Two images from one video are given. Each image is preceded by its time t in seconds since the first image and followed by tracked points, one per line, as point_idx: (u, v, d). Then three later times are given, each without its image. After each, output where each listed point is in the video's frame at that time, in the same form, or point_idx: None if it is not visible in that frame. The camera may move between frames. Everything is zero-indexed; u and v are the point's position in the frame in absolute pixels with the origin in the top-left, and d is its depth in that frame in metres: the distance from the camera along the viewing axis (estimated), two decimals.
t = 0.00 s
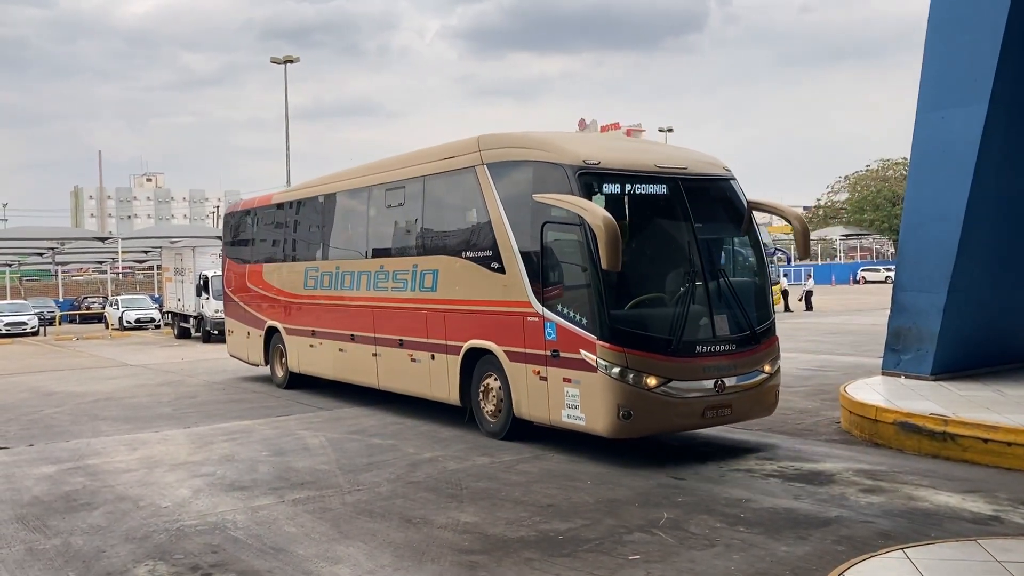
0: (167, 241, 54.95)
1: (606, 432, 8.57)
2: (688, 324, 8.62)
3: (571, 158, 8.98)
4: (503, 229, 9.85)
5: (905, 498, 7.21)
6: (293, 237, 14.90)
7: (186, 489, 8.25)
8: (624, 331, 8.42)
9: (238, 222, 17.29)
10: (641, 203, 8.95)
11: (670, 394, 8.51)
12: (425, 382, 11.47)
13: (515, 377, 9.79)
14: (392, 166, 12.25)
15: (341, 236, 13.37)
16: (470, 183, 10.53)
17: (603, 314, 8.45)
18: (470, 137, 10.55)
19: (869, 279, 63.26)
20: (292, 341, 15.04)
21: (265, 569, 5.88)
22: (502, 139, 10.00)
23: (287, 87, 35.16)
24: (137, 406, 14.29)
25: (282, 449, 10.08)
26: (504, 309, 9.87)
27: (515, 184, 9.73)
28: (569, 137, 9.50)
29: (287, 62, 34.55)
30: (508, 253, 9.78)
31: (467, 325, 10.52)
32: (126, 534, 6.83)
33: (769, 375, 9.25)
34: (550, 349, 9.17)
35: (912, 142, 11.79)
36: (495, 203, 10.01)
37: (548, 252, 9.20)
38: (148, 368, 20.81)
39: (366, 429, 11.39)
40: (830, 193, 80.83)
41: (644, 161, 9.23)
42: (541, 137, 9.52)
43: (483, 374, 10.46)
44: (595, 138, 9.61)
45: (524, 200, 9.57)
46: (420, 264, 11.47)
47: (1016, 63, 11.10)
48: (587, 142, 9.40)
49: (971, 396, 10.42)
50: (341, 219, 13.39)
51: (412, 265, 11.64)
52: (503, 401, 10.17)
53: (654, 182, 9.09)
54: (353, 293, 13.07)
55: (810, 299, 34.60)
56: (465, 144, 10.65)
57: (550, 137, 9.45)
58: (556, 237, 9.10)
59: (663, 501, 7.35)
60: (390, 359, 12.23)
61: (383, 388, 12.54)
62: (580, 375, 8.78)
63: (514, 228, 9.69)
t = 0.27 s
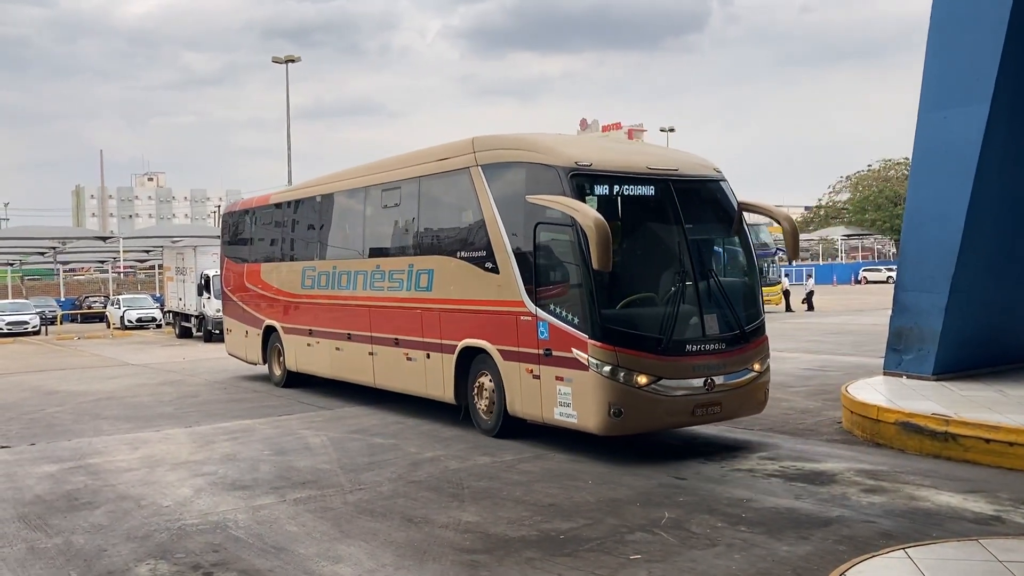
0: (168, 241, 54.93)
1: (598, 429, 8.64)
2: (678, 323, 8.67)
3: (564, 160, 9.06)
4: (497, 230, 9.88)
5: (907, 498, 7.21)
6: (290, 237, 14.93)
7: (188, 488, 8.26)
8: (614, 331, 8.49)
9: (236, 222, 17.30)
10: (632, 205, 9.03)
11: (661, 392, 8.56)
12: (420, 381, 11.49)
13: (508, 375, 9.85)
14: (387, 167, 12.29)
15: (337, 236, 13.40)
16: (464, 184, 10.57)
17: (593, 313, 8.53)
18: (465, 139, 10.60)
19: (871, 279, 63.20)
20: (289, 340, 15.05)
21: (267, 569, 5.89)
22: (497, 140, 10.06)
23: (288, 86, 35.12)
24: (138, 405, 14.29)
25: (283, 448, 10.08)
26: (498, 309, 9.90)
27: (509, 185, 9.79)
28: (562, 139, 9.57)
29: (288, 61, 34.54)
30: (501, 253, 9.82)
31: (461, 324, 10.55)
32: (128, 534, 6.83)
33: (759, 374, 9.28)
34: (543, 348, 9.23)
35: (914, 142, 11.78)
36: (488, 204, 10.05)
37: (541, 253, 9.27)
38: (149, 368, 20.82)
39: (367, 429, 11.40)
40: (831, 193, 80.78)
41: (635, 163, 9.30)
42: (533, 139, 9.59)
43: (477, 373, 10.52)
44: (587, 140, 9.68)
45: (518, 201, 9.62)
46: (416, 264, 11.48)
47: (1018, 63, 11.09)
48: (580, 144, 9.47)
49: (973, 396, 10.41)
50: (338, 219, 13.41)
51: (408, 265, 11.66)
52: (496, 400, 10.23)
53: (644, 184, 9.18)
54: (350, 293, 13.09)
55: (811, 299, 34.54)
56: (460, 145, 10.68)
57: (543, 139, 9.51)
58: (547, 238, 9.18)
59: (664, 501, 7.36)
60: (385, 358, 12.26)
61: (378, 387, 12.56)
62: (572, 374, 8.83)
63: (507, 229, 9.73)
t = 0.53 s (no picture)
0: (170, 240, 54.95)
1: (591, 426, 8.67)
2: (670, 321, 8.70)
3: (558, 162, 9.07)
4: (493, 230, 9.88)
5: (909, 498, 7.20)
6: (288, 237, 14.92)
7: (189, 488, 8.26)
8: (607, 329, 8.52)
9: (235, 222, 17.29)
10: (626, 205, 9.04)
11: (653, 390, 8.60)
12: (417, 380, 11.50)
13: (503, 373, 9.87)
14: (384, 169, 12.29)
15: (334, 236, 13.39)
16: (460, 185, 10.57)
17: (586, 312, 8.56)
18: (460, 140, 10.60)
19: (873, 278, 63.15)
20: (287, 339, 15.05)
21: (269, 568, 5.88)
22: (492, 141, 10.06)
23: (289, 86, 35.11)
24: (140, 405, 14.29)
25: (284, 448, 10.07)
26: (494, 309, 9.90)
27: (504, 186, 9.80)
28: (556, 141, 9.58)
29: (290, 60, 34.56)
30: (496, 253, 9.83)
31: (457, 323, 10.56)
32: (129, 533, 6.83)
33: (751, 371, 9.29)
34: (537, 347, 9.25)
35: (916, 142, 11.77)
36: (483, 205, 10.05)
37: (535, 252, 9.29)
38: (151, 367, 20.83)
39: (369, 428, 11.39)
40: (833, 193, 80.74)
41: (629, 164, 9.32)
42: (529, 140, 9.58)
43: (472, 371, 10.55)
44: (582, 142, 9.70)
45: (513, 201, 9.63)
46: (413, 263, 11.46)
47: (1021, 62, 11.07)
48: (574, 145, 9.49)
49: (974, 396, 10.41)
50: (335, 220, 13.41)
51: (404, 265, 11.66)
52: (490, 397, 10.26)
53: (637, 184, 9.19)
54: (347, 292, 13.09)
55: (813, 299, 34.50)
56: (456, 147, 10.68)
57: (537, 140, 9.52)
58: (542, 237, 9.19)
59: (666, 501, 7.35)
60: (382, 356, 12.27)
61: (376, 385, 12.56)
62: (567, 372, 8.85)
63: (503, 230, 9.74)
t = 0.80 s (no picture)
0: (173, 240, 55.00)
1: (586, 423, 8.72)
2: (663, 320, 8.73)
3: (554, 163, 9.09)
4: (490, 230, 9.89)
5: (911, 497, 7.20)
6: (287, 236, 14.92)
7: (192, 487, 8.27)
8: (602, 328, 8.56)
9: (234, 221, 17.28)
10: (621, 204, 9.05)
11: (647, 387, 8.64)
12: (416, 378, 11.51)
13: (499, 370, 9.89)
14: (383, 169, 12.30)
15: (333, 236, 13.40)
16: (457, 185, 10.57)
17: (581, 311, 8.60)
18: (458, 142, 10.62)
19: (875, 278, 63.09)
20: (287, 338, 15.06)
21: (272, 567, 5.89)
22: (489, 142, 10.08)
23: (292, 85, 35.13)
24: (143, 404, 14.31)
25: (287, 447, 10.09)
26: (491, 308, 9.91)
27: (501, 186, 9.81)
28: (552, 142, 9.60)
29: (292, 60, 34.58)
30: (493, 252, 9.84)
31: (454, 322, 10.57)
32: (132, 532, 6.84)
33: (744, 369, 9.32)
34: (533, 345, 9.27)
35: (918, 142, 11.77)
36: (480, 205, 10.06)
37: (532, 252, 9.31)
38: (154, 366, 20.88)
39: (371, 427, 11.40)
40: (836, 193, 80.67)
41: (625, 165, 9.34)
42: (525, 141, 9.60)
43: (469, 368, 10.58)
44: (578, 143, 9.71)
45: (509, 202, 9.65)
46: (411, 263, 11.46)
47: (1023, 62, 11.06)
48: (570, 147, 9.51)
49: (977, 395, 10.41)
50: (333, 220, 13.42)
51: (402, 264, 11.67)
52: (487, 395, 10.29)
53: (633, 184, 9.20)
54: (346, 292, 13.10)
55: (816, 298, 34.47)
56: (453, 148, 10.70)
57: (533, 142, 9.54)
58: (538, 237, 9.21)
59: (668, 500, 7.35)
60: (381, 355, 12.28)
61: (374, 383, 12.57)
62: (563, 371, 8.87)
63: (500, 230, 9.75)
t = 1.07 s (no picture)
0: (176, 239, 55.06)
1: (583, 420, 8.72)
2: (660, 318, 8.74)
3: (553, 164, 9.09)
4: (489, 230, 9.89)
5: (915, 496, 7.19)
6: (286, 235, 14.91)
7: (196, 486, 8.29)
8: (599, 326, 8.56)
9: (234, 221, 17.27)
10: (619, 204, 9.05)
11: (643, 384, 8.66)
12: (415, 376, 11.52)
13: (498, 368, 9.90)
14: (382, 169, 12.31)
15: (332, 236, 13.40)
16: (457, 185, 10.57)
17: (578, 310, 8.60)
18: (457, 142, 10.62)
19: (878, 276, 63.02)
20: (287, 337, 15.06)
21: (275, 566, 5.90)
22: (488, 142, 10.08)
23: (295, 84, 35.14)
24: (147, 403, 14.33)
25: (290, 446, 10.10)
26: (490, 307, 9.91)
27: (500, 186, 9.81)
28: (551, 142, 9.60)
29: (295, 59, 34.59)
30: (492, 251, 9.84)
31: (453, 320, 10.57)
32: (136, 531, 6.85)
33: (740, 366, 9.33)
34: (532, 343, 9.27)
35: (921, 142, 11.75)
36: (479, 205, 10.06)
37: (530, 251, 9.31)
38: (157, 365, 20.91)
39: (374, 426, 11.41)
40: (839, 191, 80.59)
41: (622, 165, 9.34)
42: (524, 142, 9.60)
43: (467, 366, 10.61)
44: (576, 144, 9.72)
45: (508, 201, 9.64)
46: (410, 261, 11.46)
47: None
48: (568, 147, 9.51)
49: (980, 394, 10.40)
50: (333, 219, 13.41)
51: (402, 263, 11.66)
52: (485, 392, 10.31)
53: (630, 185, 9.20)
54: (346, 290, 13.10)
55: (819, 297, 34.45)
56: (453, 149, 10.70)
57: (532, 142, 9.54)
58: (536, 236, 9.21)
59: (671, 499, 7.35)
60: (381, 353, 12.29)
61: (374, 381, 12.58)
62: (561, 368, 8.87)
63: (499, 229, 9.74)
